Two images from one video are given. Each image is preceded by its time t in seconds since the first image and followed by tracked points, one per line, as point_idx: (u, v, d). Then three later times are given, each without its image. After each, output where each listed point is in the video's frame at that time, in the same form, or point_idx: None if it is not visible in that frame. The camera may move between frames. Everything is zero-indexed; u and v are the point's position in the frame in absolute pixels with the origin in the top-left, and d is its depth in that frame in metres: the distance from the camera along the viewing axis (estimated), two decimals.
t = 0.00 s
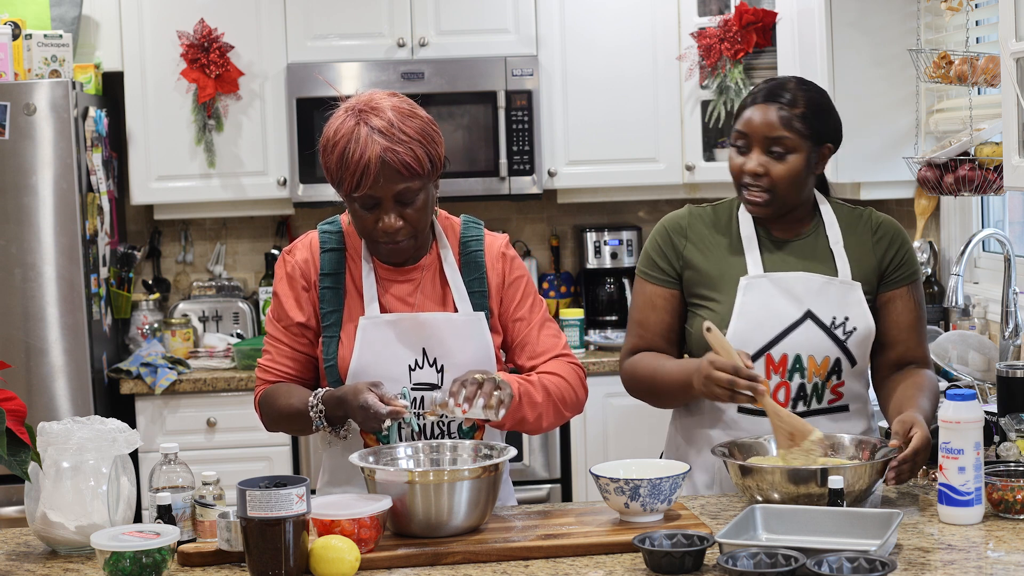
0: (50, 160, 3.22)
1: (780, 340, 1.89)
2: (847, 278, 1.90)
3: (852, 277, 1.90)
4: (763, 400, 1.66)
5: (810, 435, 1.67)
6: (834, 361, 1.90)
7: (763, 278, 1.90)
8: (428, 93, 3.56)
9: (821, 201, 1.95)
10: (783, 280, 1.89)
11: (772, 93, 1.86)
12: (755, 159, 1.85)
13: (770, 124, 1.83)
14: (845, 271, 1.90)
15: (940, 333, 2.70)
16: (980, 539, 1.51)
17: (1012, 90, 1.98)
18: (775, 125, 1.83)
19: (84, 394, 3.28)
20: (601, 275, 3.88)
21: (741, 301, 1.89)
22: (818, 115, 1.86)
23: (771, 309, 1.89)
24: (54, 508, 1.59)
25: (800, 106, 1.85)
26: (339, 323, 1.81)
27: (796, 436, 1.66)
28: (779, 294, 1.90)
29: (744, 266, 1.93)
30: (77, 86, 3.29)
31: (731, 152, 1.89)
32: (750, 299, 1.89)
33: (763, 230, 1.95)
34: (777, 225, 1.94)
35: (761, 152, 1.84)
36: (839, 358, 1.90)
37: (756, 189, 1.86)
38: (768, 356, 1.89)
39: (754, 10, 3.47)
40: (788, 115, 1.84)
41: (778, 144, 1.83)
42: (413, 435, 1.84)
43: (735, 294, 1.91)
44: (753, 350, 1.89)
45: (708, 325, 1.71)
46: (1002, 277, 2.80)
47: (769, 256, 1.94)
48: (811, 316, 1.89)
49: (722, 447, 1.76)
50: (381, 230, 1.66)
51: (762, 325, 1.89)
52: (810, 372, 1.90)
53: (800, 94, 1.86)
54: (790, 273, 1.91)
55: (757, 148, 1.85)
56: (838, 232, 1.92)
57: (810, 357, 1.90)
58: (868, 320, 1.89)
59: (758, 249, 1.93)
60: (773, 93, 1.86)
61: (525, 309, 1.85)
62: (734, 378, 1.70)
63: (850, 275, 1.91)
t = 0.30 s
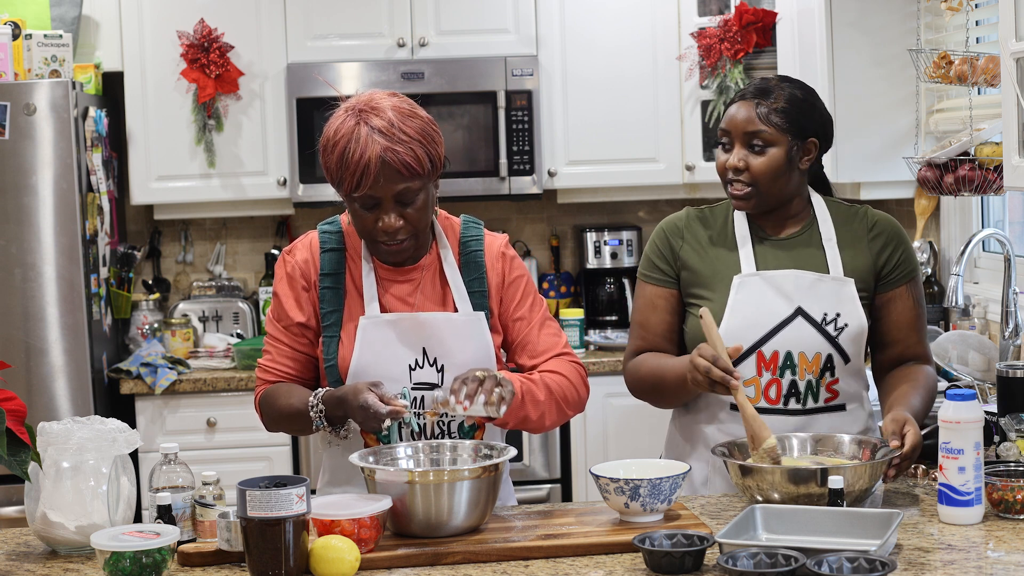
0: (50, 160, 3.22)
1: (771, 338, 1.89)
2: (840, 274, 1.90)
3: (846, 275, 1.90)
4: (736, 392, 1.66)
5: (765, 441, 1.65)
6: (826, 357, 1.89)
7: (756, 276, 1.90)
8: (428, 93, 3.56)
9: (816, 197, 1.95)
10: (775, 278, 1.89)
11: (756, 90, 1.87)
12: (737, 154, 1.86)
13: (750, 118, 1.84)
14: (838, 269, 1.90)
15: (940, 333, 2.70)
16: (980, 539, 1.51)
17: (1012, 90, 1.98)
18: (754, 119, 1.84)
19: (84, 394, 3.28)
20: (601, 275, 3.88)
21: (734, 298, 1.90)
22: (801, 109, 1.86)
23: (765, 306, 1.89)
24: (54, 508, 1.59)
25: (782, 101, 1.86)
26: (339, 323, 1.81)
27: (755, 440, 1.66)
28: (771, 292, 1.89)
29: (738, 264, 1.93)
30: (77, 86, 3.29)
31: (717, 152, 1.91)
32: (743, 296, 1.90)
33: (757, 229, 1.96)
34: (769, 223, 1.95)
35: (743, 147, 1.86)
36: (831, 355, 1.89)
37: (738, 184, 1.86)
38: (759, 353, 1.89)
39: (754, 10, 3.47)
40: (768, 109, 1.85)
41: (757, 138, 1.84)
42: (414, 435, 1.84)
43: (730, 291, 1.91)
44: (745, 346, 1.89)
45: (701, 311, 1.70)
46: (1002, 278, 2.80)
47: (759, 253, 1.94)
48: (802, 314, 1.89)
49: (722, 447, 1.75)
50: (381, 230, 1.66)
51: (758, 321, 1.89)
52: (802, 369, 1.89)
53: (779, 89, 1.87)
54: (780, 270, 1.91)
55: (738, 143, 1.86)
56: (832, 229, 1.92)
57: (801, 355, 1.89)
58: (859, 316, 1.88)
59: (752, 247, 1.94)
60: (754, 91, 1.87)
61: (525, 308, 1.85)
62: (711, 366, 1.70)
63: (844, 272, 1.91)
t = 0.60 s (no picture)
0: (50, 161, 3.22)
1: (773, 335, 1.89)
2: (842, 274, 1.89)
3: (846, 273, 1.90)
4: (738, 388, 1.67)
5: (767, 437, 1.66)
6: (828, 355, 1.89)
7: (757, 275, 1.90)
8: (428, 93, 3.56)
9: (817, 196, 1.96)
10: (776, 276, 1.89)
11: (757, 91, 1.87)
12: (738, 156, 1.86)
13: (751, 119, 1.85)
14: (838, 267, 1.90)
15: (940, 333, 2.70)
16: (980, 539, 1.51)
17: (1012, 90, 1.98)
18: (755, 121, 1.84)
19: (83, 394, 3.28)
20: (601, 275, 3.88)
21: (735, 298, 1.90)
22: (802, 109, 1.86)
23: (764, 305, 1.89)
24: (54, 508, 1.59)
25: (783, 102, 1.86)
26: (339, 323, 1.81)
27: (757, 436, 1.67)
28: (772, 291, 1.89)
29: (739, 265, 1.94)
30: (77, 86, 3.29)
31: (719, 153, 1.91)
32: (745, 295, 1.90)
33: (761, 227, 1.96)
34: (770, 221, 1.95)
35: (745, 149, 1.85)
36: (833, 353, 1.89)
37: (741, 185, 1.86)
38: (761, 351, 1.89)
39: (754, 10, 3.46)
40: (769, 111, 1.85)
41: (759, 139, 1.84)
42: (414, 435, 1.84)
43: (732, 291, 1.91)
44: (745, 345, 1.89)
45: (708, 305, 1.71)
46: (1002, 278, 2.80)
47: (762, 253, 1.94)
48: (804, 311, 1.89)
49: (722, 448, 1.75)
50: (382, 229, 1.66)
51: (755, 320, 1.89)
52: (804, 367, 1.89)
53: (779, 90, 1.87)
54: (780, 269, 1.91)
55: (740, 145, 1.86)
56: (833, 229, 1.92)
57: (803, 352, 1.89)
58: (861, 315, 1.88)
59: (752, 246, 1.94)
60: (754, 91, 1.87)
61: (525, 309, 1.85)
62: (715, 361, 1.70)
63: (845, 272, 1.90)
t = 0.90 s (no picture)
0: (50, 161, 3.22)
1: (774, 336, 1.89)
2: (844, 275, 1.89)
3: (848, 274, 1.90)
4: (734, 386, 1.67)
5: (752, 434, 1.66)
6: (829, 357, 1.89)
7: (757, 275, 1.90)
8: (428, 93, 3.56)
9: (817, 196, 1.96)
10: (778, 277, 1.90)
11: (758, 91, 1.87)
12: (740, 158, 1.86)
13: (752, 120, 1.84)
14: (840, 267, 1.90)
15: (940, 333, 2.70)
16: (980, 539, 1.51)
17: (1012, 90, 1.98)
18: (757, 121, 1.84)
19: (84, 394, 3.28)
20: (601, 275, 3.88)
21: (738, 298, 1.90)
22: (803, 110, 1.86)
23: (765, 306, 1.89)
24: (54, 508, 1.59)
25: (784, 102, 1.86)
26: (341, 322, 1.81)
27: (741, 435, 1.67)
28: (772, 291, 1.90)
29: (741, 266, 1.93)
30: (77, 86, 3.29)
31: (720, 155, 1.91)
32: (747, 296, 1.90)
33: (761, 228, 1.96)
34: (772, 223, 1.95)
35: (746, 150, 1.85)
36: (835, 354, 1.89)
37: (742, 186, 1.86)
38: (763, 351, 1.89)
39: (754, 10, 3.46)
40: (770, 112, 1.85)
41: (761, 140, 1.84)
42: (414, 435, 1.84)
43: (733, 292, 1.92)
44: (746, 345, 1.89)
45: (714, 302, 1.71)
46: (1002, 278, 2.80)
47: (763, 255, 1.94)
48: (806, 313, 1.89)
49: (721, 449, 1.74)
50: (393, 227, 1.66)
51: (755, 320, 1.89)
52: (806, 368, 1.89)
53: (780, 90, 1.87)
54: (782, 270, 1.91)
55: (741, 146, 1.86)
56: (834, 229, 1.92)
57: (804, 353, 1.89)
58: (863, 317, 1.88)
59: (754, 247, 1.93)
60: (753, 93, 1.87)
61: (527, 315, 1.86)
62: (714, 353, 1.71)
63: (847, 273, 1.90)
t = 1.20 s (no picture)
0: (50, 161, 3.22)
1: (777, 339, 1.88)
2: (846, 276, 1.90)
3: (849, 276, 1.90)
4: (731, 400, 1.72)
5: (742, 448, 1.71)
6: (832, 359, 1.89)
7: (760, 277, 1.89)
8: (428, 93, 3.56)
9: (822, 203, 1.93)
10: (780, 279, 1.89)
11: (788, 95, 1.81)
12: (781, 166, 1.81)
13: (792, 128, 1.79)
14: (842, 269, 1.90)
15: (940, 333, 2.70)
16: (980, 539, 1.50)
17: (1012, 90, 1.98)
18: (800, 129, 1.79)
19: (84, 394, 3.27)
20: (601, 275, 3.88)
21: (739, 300, 1.89)
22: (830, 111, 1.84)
23: (767, 308, 1.88)
24: (54, 508, 1.59)
25: (815, 105, 1.82)
26: (346, 318, 1.81)
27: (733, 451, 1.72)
28: (774, 293, 1.89)
29: (744, 266, 1.93)
30: (77, 86, 3.29)
31: (745, 160, 1.84)
32: (750, 298, 1.89)
33: (762, 230, 1.95)
34: (776, 227, 1.94)
35: (786, 158, 1.81)
36: (837, 356, 1.89)
37: (780, 195, 1.83)
38: (766, 354, 1.88)
39: (754, 10, 3.46)
40: (807, 117, 1.80)
41: (803, 149, 1.80)
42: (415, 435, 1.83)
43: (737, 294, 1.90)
44: (751, 347, 1.88)
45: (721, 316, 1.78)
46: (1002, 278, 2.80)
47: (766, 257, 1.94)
48: (809, 315, 1.88)
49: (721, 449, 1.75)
50: (404, 222, 1.65)
51: (757, 320, 1.88)
52: (808, 370, 1.89)
53: (808, 92, 1.82)
54: (785, 270, 1.91)
55: (781, 155, 1.81)
56: (837, 230, 1.92)
57: (807, 355, 1.88)
58: (866, 319, 1.89)
59: (756, 247, 1.93)
60: (784, 95, 1.81)
61: (530, 320, 1.88)
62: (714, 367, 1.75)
63: (849, 275, 1.90)
